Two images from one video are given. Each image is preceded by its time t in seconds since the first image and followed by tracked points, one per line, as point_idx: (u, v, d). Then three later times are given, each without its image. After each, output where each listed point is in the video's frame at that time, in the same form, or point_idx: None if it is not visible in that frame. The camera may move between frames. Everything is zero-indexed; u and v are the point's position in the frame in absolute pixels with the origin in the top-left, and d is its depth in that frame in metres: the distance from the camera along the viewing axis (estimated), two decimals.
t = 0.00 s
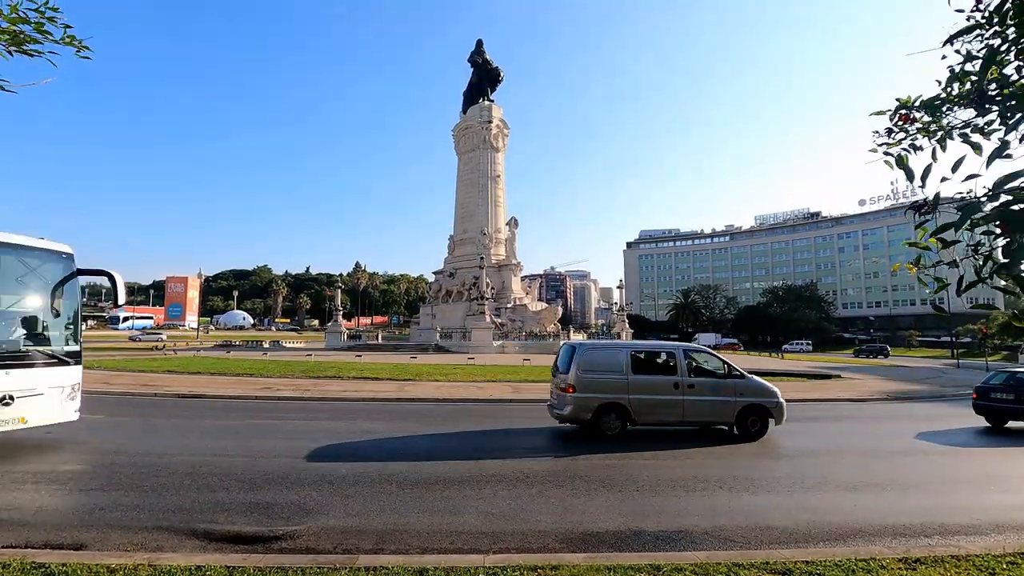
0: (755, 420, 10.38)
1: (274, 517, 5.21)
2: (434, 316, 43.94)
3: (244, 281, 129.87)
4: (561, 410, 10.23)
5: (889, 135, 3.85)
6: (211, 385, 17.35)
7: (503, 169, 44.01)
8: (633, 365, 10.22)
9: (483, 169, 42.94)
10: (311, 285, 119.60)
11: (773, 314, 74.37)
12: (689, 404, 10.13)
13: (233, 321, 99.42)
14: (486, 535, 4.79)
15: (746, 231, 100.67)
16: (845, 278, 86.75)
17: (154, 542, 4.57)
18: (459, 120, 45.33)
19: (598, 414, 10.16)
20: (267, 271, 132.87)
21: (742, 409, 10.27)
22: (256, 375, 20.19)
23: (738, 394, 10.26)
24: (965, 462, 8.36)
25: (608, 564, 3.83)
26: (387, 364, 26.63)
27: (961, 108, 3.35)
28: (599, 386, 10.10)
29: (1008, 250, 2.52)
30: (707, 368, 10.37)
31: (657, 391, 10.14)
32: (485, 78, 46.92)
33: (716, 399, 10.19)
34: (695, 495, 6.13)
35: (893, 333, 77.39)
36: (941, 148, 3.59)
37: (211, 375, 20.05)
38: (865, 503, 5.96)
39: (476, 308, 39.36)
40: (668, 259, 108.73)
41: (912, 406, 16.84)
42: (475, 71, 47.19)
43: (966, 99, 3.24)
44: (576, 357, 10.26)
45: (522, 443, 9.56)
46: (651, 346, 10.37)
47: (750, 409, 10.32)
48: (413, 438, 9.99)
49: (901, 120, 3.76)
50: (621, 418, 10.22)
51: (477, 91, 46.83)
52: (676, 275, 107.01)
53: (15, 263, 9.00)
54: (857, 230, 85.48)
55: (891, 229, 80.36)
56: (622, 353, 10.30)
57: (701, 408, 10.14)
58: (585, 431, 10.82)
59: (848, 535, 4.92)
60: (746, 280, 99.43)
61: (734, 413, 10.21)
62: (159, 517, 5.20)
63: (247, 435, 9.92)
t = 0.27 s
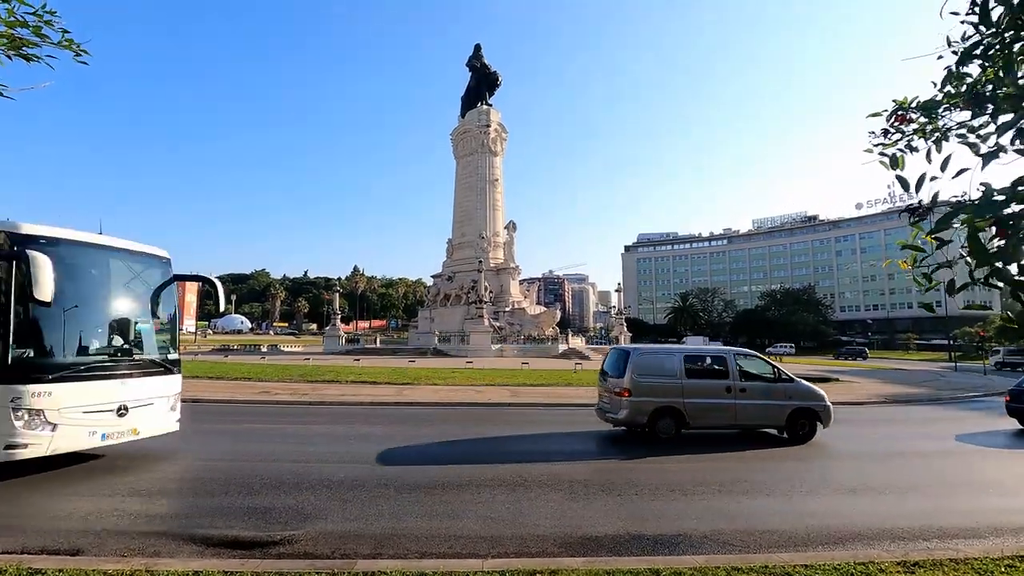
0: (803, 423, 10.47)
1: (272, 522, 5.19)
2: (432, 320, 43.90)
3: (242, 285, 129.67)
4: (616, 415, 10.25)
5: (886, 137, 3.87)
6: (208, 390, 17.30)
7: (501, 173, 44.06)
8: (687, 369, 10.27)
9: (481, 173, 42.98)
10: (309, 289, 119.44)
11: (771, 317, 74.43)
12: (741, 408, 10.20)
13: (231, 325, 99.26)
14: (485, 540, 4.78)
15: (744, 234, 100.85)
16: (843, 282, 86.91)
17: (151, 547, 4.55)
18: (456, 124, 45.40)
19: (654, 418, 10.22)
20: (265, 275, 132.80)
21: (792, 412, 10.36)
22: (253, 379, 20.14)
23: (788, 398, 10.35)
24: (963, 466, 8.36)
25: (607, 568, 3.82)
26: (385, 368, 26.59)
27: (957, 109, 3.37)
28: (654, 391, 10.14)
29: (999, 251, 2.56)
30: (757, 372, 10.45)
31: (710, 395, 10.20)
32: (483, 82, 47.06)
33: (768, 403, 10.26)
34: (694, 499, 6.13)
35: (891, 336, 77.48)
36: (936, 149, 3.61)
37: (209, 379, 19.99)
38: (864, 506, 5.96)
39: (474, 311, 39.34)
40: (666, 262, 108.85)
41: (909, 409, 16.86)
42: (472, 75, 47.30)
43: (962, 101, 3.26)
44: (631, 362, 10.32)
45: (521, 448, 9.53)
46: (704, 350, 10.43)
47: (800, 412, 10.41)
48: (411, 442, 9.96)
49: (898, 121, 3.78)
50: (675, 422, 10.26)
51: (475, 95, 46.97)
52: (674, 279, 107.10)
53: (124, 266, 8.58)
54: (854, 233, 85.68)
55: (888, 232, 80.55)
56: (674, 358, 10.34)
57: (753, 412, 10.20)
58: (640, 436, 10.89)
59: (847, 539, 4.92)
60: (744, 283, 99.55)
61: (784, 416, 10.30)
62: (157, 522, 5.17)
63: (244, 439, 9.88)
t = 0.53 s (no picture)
0: (849, 426, 10.61)
1: (268, 526, 5.17)
2: (430, 323, 43.85)
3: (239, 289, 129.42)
4: (667, 417, 10.35)
5: (882, 142, 3.88)
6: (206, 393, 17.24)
7: (499, 176, 44.11)
8: (737, 372, 10.40)
9: (479, 176, 43.02)
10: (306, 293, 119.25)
11: (769, 320, 74.49)
12: (789, 411, 10.35)
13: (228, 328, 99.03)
14: (482, 543, 4.76)
15: (742, 237, 101.04)
16: (840, 284, 87.05)
17: (147, 552, 4.53)
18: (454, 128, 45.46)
19: (705, 420, 10.36)
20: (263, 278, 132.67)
21: (837, 415, 10.51)
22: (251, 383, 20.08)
23: (834, 401, 10.50)
24: (960, 468, 8.37)
25: (604, 572, 3.81)
26: (383, 371, 26.53)
27: (952, 114, 3.39)
28: (704, 394, 10.26)
29: (998, 259, 2.56)
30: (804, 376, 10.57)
31: (759, 398, 10.34)
32: (481, 85, 47.15)
33: (815, 405, 10.42)
34: (692, 502, 6.12)
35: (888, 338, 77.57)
36: (933, 153, 3.62)
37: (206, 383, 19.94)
38: (862, 509, 5.95)
39: (473, 314, 39.32)
40: (664, 265, 108.95)
41: (907, 412, 16.88)
42: (470, 79, 47.41)
43: (957, 106, 3.27)
44: (682, 365, 10.44)
45: (519, 451, 9.52)
46: (754, 353, 10.55)
47: (845, 415, 10.55)
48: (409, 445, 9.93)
49: (894, 127, 3.79)
50: (725, 424, 10.40)
51: (473, 98, 47.03)
52: (672, 282, 107.21)
53: (234, 271, 7.99)
54: (851, 236, 85.89)
55: (885, 235, 80.76)
56: (723, 361, 10.46)
57: (800, 415, 10.37)
58: (688, 437, 11.03)
59: (846, 542, 4.91)
60: (742, 286, 99.69)
61: (830, 419, 10.45)
62: (152, 527, 5.14)
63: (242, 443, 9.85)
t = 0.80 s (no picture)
0: (891, 425, 10.88)
1: (268, 527, 5.17)
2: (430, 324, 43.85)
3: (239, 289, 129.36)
4: (717, 418, 10.45)
5: (880, 146, 3.89)
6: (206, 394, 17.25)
7: (499, 176, 44.10)
8: (786, 373, 10.53)
9: (479, 177, 43.01)
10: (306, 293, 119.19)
11: (768, 321, 74.49)
12: (836, 411, 10.53)
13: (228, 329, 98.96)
14: (481, 544, 4.77)
15: (741, 238, 101.05)
16: (840, 285, 87.06)
17: (146, 553, 4.53)
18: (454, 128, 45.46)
19: (756, 420, 10.47)
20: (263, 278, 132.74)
21: (881, 414, 10.75)
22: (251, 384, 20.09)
23: (878, 401, 10.73)
24: (960, 468, 8.37)
25: (603, 573, 3.81)
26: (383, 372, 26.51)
27: (949, 118, 3.39)
28: (755, 394, 10.37)
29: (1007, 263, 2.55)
30: (851, 376, 10.79)
31: (808, 399, 10.49)
32: (480, 86, 47.16)
33: (861, 405, 10.64)
34: (691, 502, 6.12)
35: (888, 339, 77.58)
36: (932, 157, 3.62)
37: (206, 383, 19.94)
38: (861, 509, 5.96)
39: (472, 315, 39.31)
40: (663, 266, 108.92)
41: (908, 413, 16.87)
42: (470, 79, 47.42)
43: (955, 110, 3.27)
44: (732, 366, 10.50)
45: (520, 451, 9.53)
46: (801, 355, 10.73)
47: (888, 415, 10.81)
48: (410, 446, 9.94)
49: (892, 131, 3.80)
50: (775, 424, 10.52)
51: (472, 99, 47.04)
52: (671, 283, 107.22)
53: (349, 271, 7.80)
54: (851, 237, 85.89)
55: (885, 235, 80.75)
56: (773, 362, 10.57)
57: (847, 415, 10.57)
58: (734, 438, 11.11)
59: (844, 542, 4.91)
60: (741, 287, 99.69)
61: (874, 418, 10.70)
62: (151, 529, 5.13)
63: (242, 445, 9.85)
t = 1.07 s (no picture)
0: (930, 424, 11.08)
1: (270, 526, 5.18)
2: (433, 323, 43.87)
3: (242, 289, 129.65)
4: (762, 417, 10.50)
5: (884, 144, 3.87)
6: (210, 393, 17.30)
7: (501, 176, 44.07)
8: (830, 373, 10.61)
9: (481, 176, 42.99)
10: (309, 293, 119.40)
11: (771, 320, 74.33)
12: (878, 410, 10.68)
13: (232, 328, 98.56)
14: (483, 543, 4.77)
15: (744, 237, 100.83)
16: (843, 284, 86.81)
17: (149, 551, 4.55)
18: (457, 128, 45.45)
19: (801, 419, 10.54)
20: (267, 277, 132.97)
21: (920, 413, 10.94)
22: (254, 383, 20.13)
23: (917, 400, 10.92)
24: (965, 468, 8.34)
25: (605, 572, 3.80)
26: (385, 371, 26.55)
27: (953, 117, 3.37)
28: (801, 394, 10.44)
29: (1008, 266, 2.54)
30: (892, 376, 10.94)
31: (852, 398, 10.61)
32: (483, 86, 47.11)
33: (901, 404, 10.81)
34: (693, 502, 6.12)
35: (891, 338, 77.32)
36: (936, 155, 3.61)
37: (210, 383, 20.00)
38: (864, 509, 5.94)
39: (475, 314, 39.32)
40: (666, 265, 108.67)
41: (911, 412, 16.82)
42: (472, 78, 47.39)
43: (959, 108, 3.25)
44: (778, 366, 10.53)
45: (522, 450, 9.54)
46: (843, 355, 10.82)
47: (926, 413, 11.01)
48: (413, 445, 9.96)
49: (895, 129, 3.78)
50: (819, 423, 10.61)
51: (475, 98, 46.97)
52: (674, 282, 107.06)
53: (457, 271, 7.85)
54: (854, 235, 85.62)
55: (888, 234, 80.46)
56: (817, 362, 10.64)
57: (887, 413, 10.74)
58: (773, 439, 11.23)
59: (847, 541, 4.90)
60: (744, 285, 99.49)
61: (914, 417, 10.88)
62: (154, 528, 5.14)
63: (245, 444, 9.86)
